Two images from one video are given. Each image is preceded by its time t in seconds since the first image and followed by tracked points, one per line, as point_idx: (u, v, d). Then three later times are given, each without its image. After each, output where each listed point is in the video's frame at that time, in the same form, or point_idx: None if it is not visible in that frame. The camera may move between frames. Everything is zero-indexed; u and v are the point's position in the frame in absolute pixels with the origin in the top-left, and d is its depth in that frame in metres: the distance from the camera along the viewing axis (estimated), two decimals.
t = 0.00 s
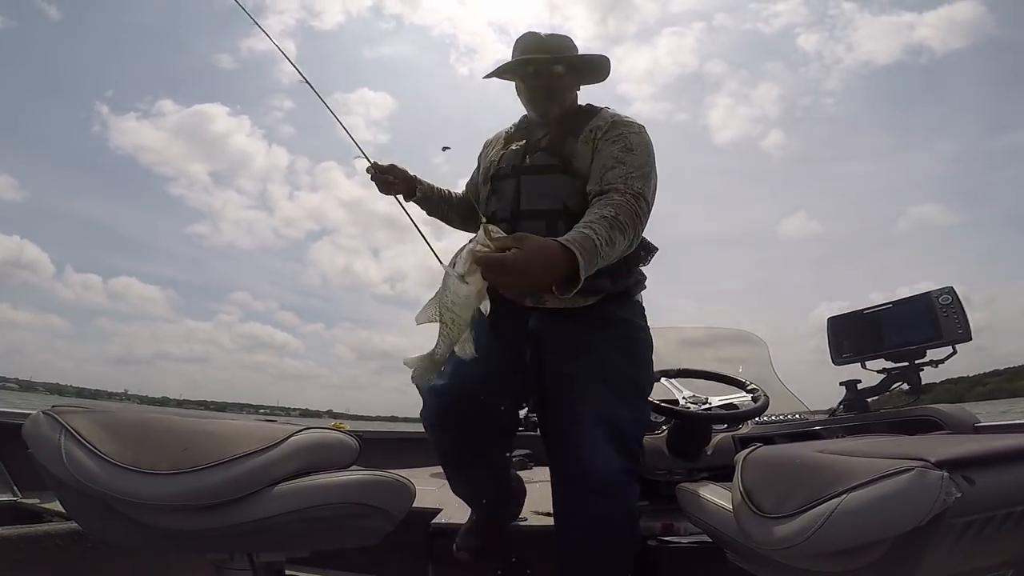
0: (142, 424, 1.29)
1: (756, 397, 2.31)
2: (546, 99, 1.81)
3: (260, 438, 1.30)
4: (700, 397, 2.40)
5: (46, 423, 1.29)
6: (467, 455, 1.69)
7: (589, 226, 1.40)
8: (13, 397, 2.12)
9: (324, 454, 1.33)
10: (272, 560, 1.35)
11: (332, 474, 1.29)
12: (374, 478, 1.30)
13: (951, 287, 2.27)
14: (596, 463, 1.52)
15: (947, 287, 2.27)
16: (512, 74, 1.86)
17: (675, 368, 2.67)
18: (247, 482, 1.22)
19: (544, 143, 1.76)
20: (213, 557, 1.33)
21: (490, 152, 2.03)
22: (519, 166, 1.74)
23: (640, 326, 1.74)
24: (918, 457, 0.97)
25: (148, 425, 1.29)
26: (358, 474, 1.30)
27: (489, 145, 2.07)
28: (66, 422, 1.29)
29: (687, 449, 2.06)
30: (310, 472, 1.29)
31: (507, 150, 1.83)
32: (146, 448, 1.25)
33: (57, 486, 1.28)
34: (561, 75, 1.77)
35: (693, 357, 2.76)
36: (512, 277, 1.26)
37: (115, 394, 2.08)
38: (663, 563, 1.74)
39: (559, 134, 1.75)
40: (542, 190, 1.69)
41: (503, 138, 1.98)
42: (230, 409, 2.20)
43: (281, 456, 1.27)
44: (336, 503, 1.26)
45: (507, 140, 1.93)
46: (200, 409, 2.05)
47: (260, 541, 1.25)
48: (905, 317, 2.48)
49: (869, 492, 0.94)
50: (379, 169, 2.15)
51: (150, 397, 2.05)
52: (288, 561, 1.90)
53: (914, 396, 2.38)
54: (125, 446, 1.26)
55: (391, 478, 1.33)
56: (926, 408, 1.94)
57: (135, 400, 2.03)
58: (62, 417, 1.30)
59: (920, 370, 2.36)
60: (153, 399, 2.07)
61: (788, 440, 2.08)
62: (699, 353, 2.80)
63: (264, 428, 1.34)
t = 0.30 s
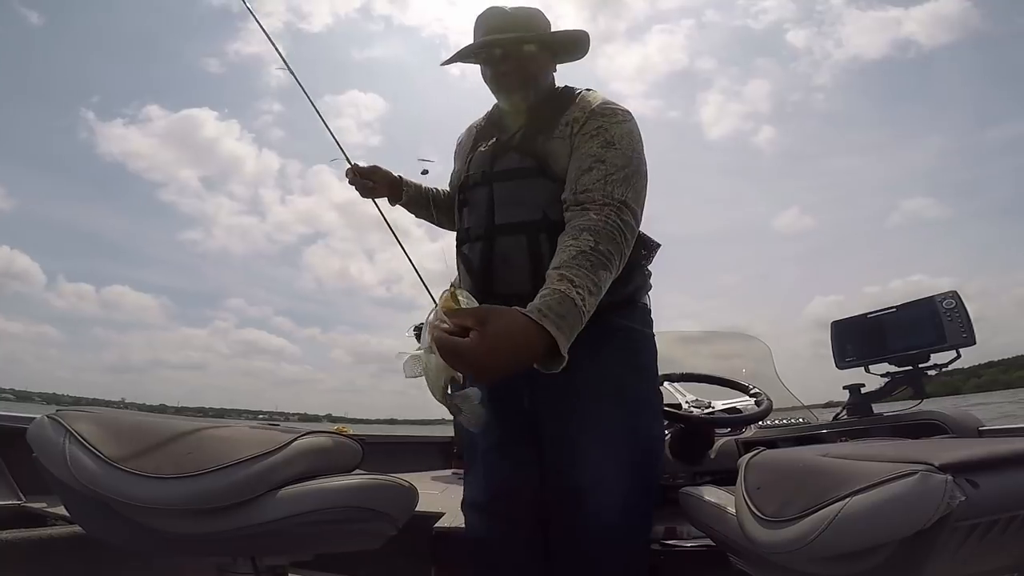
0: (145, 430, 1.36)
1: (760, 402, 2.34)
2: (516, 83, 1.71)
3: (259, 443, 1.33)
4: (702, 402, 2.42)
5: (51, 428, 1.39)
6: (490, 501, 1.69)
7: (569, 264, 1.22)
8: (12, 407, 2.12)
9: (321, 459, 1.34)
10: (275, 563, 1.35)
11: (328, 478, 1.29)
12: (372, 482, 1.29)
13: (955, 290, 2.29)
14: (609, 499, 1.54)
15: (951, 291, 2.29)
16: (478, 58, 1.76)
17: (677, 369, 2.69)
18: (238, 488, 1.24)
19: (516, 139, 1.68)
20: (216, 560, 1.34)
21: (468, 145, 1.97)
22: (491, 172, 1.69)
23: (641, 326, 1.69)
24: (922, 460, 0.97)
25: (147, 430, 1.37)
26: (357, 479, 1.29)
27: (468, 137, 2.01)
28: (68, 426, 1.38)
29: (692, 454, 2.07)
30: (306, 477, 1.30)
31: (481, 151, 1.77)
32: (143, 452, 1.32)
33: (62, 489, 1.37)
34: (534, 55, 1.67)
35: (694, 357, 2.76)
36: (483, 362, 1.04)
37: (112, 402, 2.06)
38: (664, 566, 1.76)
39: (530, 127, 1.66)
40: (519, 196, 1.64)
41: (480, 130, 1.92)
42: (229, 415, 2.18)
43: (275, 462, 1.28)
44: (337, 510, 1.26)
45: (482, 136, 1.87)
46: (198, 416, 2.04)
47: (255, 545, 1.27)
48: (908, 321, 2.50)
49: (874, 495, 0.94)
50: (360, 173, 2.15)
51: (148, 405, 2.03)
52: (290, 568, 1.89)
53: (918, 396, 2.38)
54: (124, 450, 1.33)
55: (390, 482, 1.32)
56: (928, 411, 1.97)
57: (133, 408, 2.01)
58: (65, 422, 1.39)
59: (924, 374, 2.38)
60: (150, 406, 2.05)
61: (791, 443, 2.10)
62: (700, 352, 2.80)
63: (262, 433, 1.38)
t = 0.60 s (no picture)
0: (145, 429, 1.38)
1: (755, 401, 2.35)
2: (510, 68, 1.61)
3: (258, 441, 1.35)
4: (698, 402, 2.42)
5: (46, 428, 1.40)
6: (499, 501, 1.62)
7: (590, 294, 1.18)
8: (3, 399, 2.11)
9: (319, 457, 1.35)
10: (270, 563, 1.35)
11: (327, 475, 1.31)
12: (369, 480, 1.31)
13: (949, 290, 2.29)
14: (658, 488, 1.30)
15: (946, 291, 2.29)
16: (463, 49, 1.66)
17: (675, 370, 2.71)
18: (237, 486, 1.26)
19: (512, 133, 1.63)
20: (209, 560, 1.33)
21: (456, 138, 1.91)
22: (487, 173, 1.65)
23: (672, 305, 1.53)
24: (917, 460, 0.98)
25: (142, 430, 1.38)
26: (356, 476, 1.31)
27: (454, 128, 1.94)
28: (63, 426, 1.39)
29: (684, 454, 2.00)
30: (304, 475, 1.31)
31: (474, 149, 1.71)
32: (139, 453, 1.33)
33: (55, 490, 1.37)
34: (525, 29, 1.55)
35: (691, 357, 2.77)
36: (503, 423, 1.01)
37: (105, 395, 2.06)
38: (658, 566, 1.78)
39: (525, 118, 1.59)
40: (522, 199, 1.60)
41: (469, 118, 1.86)
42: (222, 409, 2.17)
43: (273, 460, 1.29)
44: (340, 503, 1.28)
45: (470, 129, 1.82)
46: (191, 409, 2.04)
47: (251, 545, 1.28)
48: (903, 321, 2.51)
49: (871, 496, 0.94)
50: (338, 176, 2.11)
51: (141, 398, 2.03)
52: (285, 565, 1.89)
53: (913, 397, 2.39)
54: (121, 451, 1.34)
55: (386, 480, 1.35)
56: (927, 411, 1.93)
57: (126, 401, 2.01)
58: (60, 422, 1.41)
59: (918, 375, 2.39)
60: (144, 399, 2.05)
61: (786, 443, 2.11)
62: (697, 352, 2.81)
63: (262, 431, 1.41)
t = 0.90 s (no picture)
0: (141, 425, 1.38)
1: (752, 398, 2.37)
2: (566, 40, 1.57)
3: (255, 438, 1.35)
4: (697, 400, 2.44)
5: (38, 423, 1.39)
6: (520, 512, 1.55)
7: (636, 343, 1.09)
8: None
9: (317, 454, 1.35)
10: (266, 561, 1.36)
11: (324, 474, 1.31)
12: (366, 480, 1.31)
13: (946, 286, 2.33)
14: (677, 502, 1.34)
15: (943, 287, 2.33)
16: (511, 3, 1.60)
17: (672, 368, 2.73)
18: (233, 486, 1.25)
19: (557, 120, 1.61)
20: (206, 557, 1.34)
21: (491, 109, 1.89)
22: (524, 163, 1.66)
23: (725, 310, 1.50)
24: (926, 456, 1.03)
25: (139, 427, 1.38)
26: (353, 475, 1.32)
27: (486, 97, 1.93)
28: (55, 422, 1.39)
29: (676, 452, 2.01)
30: (303, 474, 1.31)
31: (508, 131, 1.72)
32: (136, 450, 1.33)
33: (50, 486, 1.37)
34: (587, 8, 1.53)
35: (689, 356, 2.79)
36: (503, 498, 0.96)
37: (99, 387, 2.03)
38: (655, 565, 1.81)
39: (576, 102, 1.57)
40: (564, 200, 1.61)
41: (502, 94, 1.84)
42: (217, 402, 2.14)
43: (270, 459, 1.28)
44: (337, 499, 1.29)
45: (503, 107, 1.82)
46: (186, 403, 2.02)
47: (248, 544, 1.28)
48: (900, 317, 2.52)
49: (883, 491, 0.98)
50: (363, 173, 2.11)
51: (136, 391, 2.00)
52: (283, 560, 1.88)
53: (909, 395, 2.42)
54: (117, 448, 1.34)
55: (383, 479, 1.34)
56: (924, 409, 1.93)
57: (120, 393, 1.99)
58: (53, 418, 1.40)
59: (915, 371, 2.43)
60: (138, 391, 2.03)
61: (783, 441, 2.14)
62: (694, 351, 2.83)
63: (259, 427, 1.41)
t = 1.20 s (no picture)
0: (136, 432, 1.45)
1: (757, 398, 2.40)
2: (595, 21, 1.57)
3: (257, 439, 1.44)
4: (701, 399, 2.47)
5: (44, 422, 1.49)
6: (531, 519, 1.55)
7: (683, 356, 1.07)
8: None
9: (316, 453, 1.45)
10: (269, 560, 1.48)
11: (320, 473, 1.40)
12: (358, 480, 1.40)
13: (949, 284, 2.35)
14: (695, 504, 1.30)
15: (946, 285, 2.35)
16: None
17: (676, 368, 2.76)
18: (234, 485, 1.34)
19: (584, 110, 1.62)
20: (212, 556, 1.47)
21: (499, 92, 1.89)
22: (545, 154, 1.66)
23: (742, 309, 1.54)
24: (957, 452, 1.16)
25: (143, 426, 1.47)
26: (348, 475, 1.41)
27: (493, 78, 1.92)
28: (62, 420, 1.48)
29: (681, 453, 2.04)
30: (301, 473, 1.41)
31: (526, 116, 1.72)
32: (140, 449, 1.42)
33: (55, 484, 1.47)
34: None
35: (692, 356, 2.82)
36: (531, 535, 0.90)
37: (99, 391, 2.04)
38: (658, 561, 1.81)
39: (606, 91, 1.58)
40: (588, 195, 1.62)
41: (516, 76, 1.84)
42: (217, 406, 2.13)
43: (272, 458, 1.38)
44: (337, 498, 1.39)
45: (516, 90, 1.81)
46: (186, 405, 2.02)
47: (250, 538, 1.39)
48: (904, 315, 2.53)
49: (914, 488, 1.12)
50: (356, 170, 2.14)
51: (136, 395, 2.01)
52: (289, 561, 1.91)
53: (912, 393, 2.46)
54: (119, 447, 1.42)
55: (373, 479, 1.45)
56: (926, 408, 1.92)
57: (121, 396, 1.99)
58: (59, 416, 1.50)
59: (919, 370, 2.44)
60: (138, 395, 2.04)
61: (787, 439, 2.17)
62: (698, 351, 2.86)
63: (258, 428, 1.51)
